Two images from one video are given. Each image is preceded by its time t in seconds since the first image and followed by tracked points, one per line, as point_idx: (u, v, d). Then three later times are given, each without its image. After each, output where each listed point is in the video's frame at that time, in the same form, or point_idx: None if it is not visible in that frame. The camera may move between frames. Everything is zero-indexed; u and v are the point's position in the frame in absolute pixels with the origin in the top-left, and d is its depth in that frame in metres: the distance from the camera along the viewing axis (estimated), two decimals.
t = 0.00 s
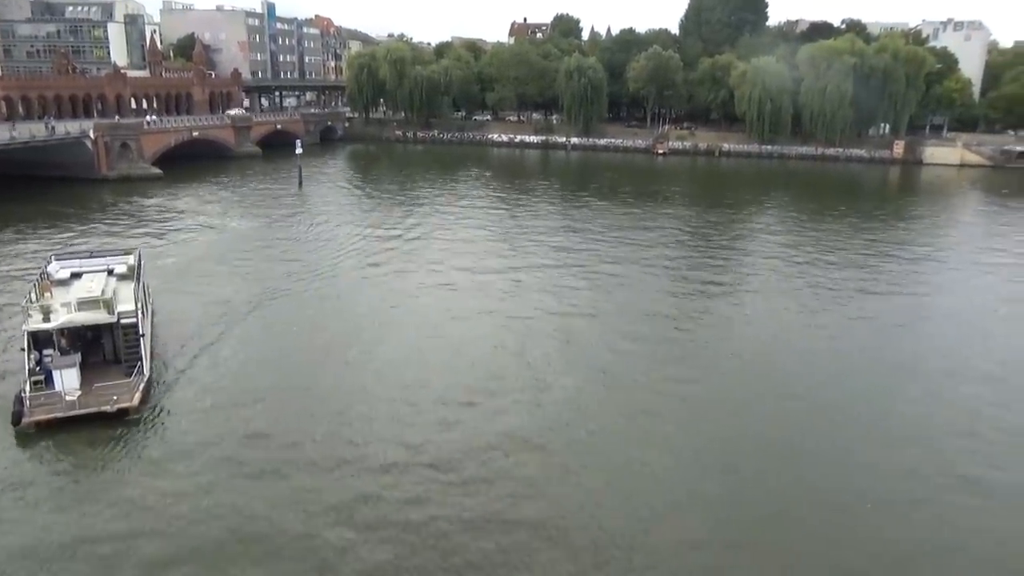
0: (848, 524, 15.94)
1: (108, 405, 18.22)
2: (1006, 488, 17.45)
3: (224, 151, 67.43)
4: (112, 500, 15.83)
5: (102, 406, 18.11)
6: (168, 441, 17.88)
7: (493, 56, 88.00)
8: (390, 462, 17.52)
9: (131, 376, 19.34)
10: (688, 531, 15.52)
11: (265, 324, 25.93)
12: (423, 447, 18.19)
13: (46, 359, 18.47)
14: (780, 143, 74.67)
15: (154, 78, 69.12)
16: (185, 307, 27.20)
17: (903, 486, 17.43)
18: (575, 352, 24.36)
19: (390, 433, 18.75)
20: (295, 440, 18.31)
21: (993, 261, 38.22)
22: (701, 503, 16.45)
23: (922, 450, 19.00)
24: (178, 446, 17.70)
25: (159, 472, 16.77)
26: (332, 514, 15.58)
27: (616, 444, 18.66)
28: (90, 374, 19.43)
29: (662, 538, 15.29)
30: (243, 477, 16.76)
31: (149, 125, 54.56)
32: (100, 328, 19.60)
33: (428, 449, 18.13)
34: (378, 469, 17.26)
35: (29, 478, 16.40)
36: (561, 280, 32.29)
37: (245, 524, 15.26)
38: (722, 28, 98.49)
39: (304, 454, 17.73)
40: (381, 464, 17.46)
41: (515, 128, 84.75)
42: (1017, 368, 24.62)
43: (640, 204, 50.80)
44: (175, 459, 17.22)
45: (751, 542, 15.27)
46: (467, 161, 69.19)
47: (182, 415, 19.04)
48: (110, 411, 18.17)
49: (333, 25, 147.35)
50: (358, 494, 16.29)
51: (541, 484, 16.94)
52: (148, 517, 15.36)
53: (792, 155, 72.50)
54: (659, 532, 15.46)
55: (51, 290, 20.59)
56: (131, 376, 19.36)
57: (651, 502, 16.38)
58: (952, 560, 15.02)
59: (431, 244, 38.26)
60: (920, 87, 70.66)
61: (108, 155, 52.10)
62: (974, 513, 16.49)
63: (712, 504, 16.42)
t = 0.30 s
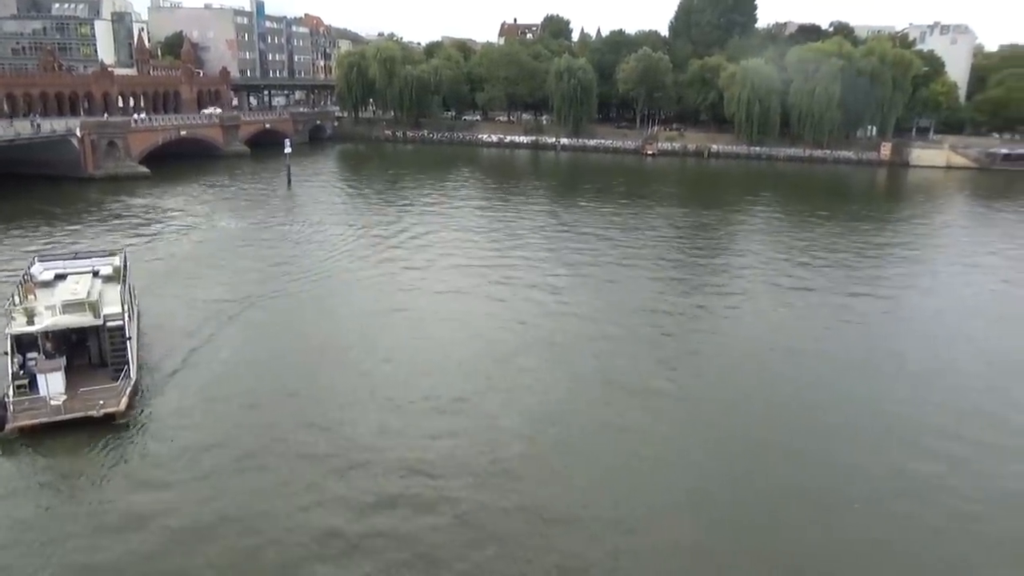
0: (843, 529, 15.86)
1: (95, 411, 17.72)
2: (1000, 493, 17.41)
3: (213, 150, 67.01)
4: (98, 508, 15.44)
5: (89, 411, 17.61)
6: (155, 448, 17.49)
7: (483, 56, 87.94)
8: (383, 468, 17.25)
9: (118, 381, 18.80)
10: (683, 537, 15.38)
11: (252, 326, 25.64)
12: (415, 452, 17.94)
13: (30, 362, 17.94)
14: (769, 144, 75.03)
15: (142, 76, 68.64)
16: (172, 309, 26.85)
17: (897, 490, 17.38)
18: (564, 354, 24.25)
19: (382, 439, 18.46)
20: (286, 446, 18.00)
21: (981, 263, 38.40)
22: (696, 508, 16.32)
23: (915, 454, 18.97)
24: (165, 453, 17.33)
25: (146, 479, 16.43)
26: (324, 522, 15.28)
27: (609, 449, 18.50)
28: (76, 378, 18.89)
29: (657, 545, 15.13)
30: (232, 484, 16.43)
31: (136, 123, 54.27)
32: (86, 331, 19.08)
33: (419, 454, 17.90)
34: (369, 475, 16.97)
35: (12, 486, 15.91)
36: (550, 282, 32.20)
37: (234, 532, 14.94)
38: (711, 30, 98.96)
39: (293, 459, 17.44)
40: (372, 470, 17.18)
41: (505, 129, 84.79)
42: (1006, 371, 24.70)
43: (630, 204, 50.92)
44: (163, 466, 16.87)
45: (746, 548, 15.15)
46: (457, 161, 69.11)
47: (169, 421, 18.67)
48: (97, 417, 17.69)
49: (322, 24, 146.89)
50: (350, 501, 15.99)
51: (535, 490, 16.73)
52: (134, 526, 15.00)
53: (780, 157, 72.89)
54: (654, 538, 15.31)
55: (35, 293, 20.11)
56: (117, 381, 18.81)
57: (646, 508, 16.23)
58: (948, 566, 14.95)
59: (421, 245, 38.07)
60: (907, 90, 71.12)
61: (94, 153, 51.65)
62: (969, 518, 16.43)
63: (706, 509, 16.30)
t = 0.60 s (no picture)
0: (837, 535, 15.78)
1: (85, 417, 17.46)
2: (994, 497, 17.39)
3: (203, 150, 66.77)
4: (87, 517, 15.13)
5: (79, 418, 17.37)
6: (145, 455, 17.21)
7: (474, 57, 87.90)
8: (376, 474, 17.06)
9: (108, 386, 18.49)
10: (677, 543, 15.27)
11: (243, 328, 25.50)
12: (408, 458, 17.76)
13: (18, 368, 17.66)
14: (760, 145, 75.30)
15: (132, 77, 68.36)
16: (161, 312, 26.65)
17: (891, 493, 17.37)
18: (556, 356, 24.21)
19: (375, 445, 18.27)
20: (277, 452, 17.77)
21: (971, 264, 38.54)
22: (689, 512, 16.24)
23: (908, 457, 18.95)
24: (154, 460, 17.06)
25: (136, 485, 16.20)
26: (315, 530, 15.10)
27: (601, 453, 18.42)
28: (65, 383, 18.61)
29: (653, 549, 15.06)
30: (221, 489, 16.27)
31: (127, 124, 54.09)
32: (75, 336, 18.79)
33: (409, 457, 17.80)
34: (361, 480, 16.79)
35: None
36: (542, 283, 32.17)
37: (224, 542, 14.69)
38: (702, 31, 99.36)
39: (283, 464, 17.29)
40: (364, 476, 16.99)
41: (497, 129, 84.80)
42: (998, 373, 24.76)
43: (622, 205, 51.00)
44: (153, 474, 16.60)
45: (740, 553, 15.07)
46: (449, 162, 69.08)
47: (158, 425, 18.49)
48: (87, 423, 17.46)
49: (313, 24, 146.66)
50: (343, 507, 15.81)
51: (530, 495, 16.60)
52: (124, 535, 14.74)
53: (771, 157, 73.16)
54: (648, 543, 15.20)
55: (23, 297, 19.85)
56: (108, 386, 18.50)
57: (640, 513, 16.12)
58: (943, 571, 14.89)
59: (412, 246, 37.99)
60: (897, 90, 71.44)
61: (84, 153, 51.37)
62: (963, 522, 16.41)
63: (699, 513, 16.23)
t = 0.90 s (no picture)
0: (839, 537, 15.77)
1: (84, 424, 17.20)
2: (994, 498, 17.41)
3: (203, 152, 66.79)
4: (88, 524, 14.98)
5: (78, 425, 17.10)
6: (145, 460, 17.09)
7: (473, 58, 87.87)
8: (377, 477, 17.02)
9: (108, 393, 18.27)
10: (679, 544, 15.27)
11: (243, 331, 25.42)
12: (409, 461, 17.73)
13: (15, 375, 17.42)
14: (759, 145, 75.41)
15: (131, 79, 68.39)
16: (160, 315, 26.56)
17: (893, 494, 17.37)
18: (557, 357, 24.24)
19: (376, 448, 18.23)
20: (278, 456, 17.71)
21: (969, 264, 38.65)
22: (689, 513, 16.24)
23: (908, 458, 18.97)
24: (154, 465, 16.96)
25: (137, 490, 16.08)
26: (316, 534, 15.05)
27: (600, 455, 18.40)
28: (64, 389, 18.34)
29: (654, 550, 15.04)
30: (220, 495, 16.17)
31: (126, 125, 54.12)
32: (74, 342, 18.57)
33: (410, 461, 17.75)
34: (362, 484, 16.75)
35: None
36: (540, 284, 32.22)
37: (225, 546, 14.62)
38: (701, 32, 99.72)
39: (283, 468, 17.22)
40: (365, 479, 16.94)
41: (496, 130, 84.81)
42: (996, 373, 24.82)
43: (622, 206, 51.09)
44: (153, 479, 16.50)
45: (741, 554, 15.07)
46: (448, 163, 69.12)
47: (158, 430, 18.38)
48: (86, 429, 17.20)
49: (311, 26, 146.78)
50: (344, 511, 15.76)
51: (530, 497, 16.58)
52: (125, 540, 14.62)
53: (770, 158, 73.27)
54: (650, 544, 15.18)
55: (20, 303, 19.74)
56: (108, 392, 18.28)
57: (642, 515, 16.11)
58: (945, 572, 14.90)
59: (411, 247, 38.03)
60: (895, 90, 71.52)
61: (83, 155, 51.32)
62: (964, 522, 16.43)
63: (698, 514, 16.23)
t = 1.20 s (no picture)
0: (841, 538, 15.79)
1: (84, 431, 17.07)
2: (995, 499, 17.45)
3: (202, 154, 66.87)
4: (89, 531, 14.91)
5: (79, 432, 16.97)
6: (144, 466, 17.05)
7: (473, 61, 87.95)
8: (376, 480, 17.00)
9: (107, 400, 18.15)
10: (680, 546, 15.29)
11: (242, 334, 25.40)
12: (409, 463, 17.73)
13: (14, 381, 17.31)
14: (758, 147, 75.53)
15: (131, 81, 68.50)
16: (159, 318, 26.52)
17: (893, 494, 17.42)
18: (556, 359, 24.23)
19: (376, 451, 18.23)
20: (278, 459, 17.70)
21: (969, 266, 38.66)
22: (688, 515, 16.23)
23: (907, 458, 19.02)
24: (154, 470, 16.93)
25: (136, 495, 16.05)
26: (317, 537, 15.03)
27: (599, 457, 18.40)
28: (63, 395, 18.22)
29: (655, 551, 15.07)
30: (220, 498, 16.16)
31: (125, 129, 54.14)
32: (73, 348, 18.50)
33: (409, 463, 17.73)
34: (363, 487, 16.74)
35: None
36: (540, 286, 32.21)
37: (227, 550, 14.62)
38: (700, 34, 100.02)
39: (282, 472, 17.20)
40: (365, 481, 16.96)
41: (496, 133, 84.85)
42: (993, 373, 24.90)
43: (621, 208, 51.10)
44: (153, 483, 16.48)
45: (742, 554, 15.09)
46: (448, 165, 69.13)
47: (158, 434, 18.35)
48: (86, 437, 17.07)
49: (311, 28, 146.92)
50: (344, 514, 15.75)
51: (531, 499, 16.59)
52: (125, 546, 14.58)
53: (770, 159, 73.33)
54: (647, 546, 15.20)
55: (18, 308, 19.75)
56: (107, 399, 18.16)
57: (641, 517, 16.10)
58: (946, 573, 14.92)
59: (410, 250, 38.04)
60: (894, 91, 71.61)
61: (83, 158, 51.40)
62: (964, 523, 16.47)
63: (696, 516, 16.24)
